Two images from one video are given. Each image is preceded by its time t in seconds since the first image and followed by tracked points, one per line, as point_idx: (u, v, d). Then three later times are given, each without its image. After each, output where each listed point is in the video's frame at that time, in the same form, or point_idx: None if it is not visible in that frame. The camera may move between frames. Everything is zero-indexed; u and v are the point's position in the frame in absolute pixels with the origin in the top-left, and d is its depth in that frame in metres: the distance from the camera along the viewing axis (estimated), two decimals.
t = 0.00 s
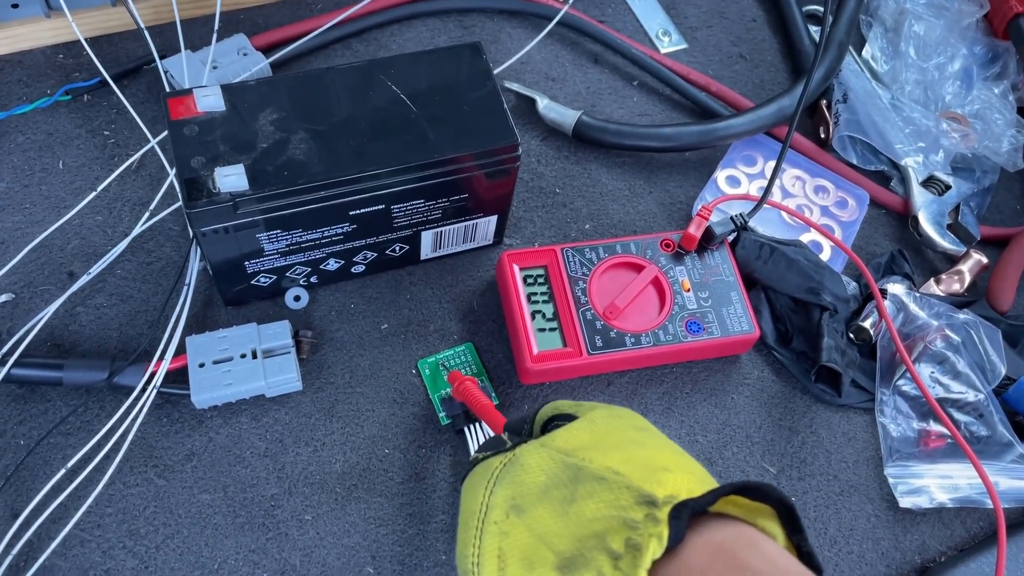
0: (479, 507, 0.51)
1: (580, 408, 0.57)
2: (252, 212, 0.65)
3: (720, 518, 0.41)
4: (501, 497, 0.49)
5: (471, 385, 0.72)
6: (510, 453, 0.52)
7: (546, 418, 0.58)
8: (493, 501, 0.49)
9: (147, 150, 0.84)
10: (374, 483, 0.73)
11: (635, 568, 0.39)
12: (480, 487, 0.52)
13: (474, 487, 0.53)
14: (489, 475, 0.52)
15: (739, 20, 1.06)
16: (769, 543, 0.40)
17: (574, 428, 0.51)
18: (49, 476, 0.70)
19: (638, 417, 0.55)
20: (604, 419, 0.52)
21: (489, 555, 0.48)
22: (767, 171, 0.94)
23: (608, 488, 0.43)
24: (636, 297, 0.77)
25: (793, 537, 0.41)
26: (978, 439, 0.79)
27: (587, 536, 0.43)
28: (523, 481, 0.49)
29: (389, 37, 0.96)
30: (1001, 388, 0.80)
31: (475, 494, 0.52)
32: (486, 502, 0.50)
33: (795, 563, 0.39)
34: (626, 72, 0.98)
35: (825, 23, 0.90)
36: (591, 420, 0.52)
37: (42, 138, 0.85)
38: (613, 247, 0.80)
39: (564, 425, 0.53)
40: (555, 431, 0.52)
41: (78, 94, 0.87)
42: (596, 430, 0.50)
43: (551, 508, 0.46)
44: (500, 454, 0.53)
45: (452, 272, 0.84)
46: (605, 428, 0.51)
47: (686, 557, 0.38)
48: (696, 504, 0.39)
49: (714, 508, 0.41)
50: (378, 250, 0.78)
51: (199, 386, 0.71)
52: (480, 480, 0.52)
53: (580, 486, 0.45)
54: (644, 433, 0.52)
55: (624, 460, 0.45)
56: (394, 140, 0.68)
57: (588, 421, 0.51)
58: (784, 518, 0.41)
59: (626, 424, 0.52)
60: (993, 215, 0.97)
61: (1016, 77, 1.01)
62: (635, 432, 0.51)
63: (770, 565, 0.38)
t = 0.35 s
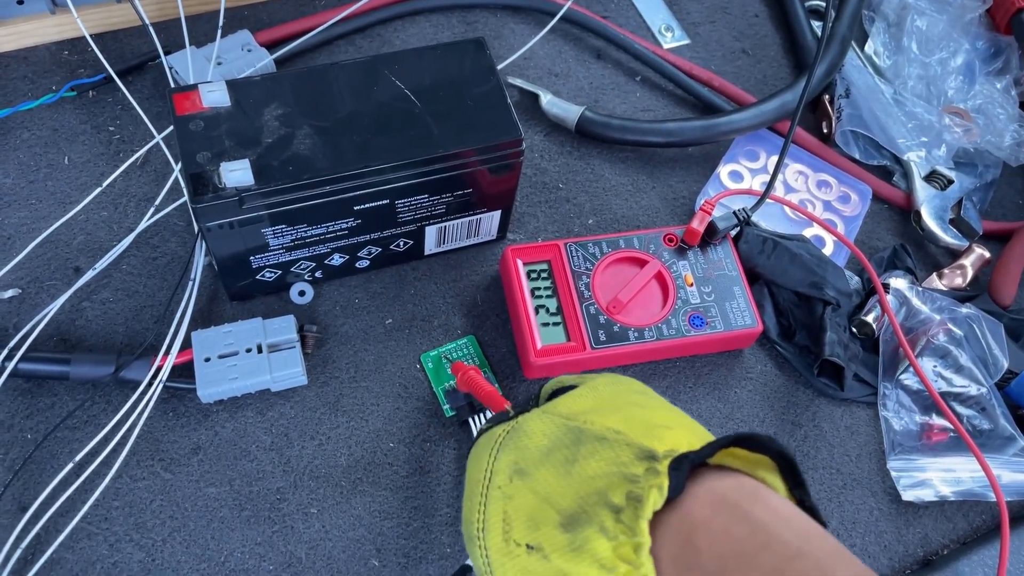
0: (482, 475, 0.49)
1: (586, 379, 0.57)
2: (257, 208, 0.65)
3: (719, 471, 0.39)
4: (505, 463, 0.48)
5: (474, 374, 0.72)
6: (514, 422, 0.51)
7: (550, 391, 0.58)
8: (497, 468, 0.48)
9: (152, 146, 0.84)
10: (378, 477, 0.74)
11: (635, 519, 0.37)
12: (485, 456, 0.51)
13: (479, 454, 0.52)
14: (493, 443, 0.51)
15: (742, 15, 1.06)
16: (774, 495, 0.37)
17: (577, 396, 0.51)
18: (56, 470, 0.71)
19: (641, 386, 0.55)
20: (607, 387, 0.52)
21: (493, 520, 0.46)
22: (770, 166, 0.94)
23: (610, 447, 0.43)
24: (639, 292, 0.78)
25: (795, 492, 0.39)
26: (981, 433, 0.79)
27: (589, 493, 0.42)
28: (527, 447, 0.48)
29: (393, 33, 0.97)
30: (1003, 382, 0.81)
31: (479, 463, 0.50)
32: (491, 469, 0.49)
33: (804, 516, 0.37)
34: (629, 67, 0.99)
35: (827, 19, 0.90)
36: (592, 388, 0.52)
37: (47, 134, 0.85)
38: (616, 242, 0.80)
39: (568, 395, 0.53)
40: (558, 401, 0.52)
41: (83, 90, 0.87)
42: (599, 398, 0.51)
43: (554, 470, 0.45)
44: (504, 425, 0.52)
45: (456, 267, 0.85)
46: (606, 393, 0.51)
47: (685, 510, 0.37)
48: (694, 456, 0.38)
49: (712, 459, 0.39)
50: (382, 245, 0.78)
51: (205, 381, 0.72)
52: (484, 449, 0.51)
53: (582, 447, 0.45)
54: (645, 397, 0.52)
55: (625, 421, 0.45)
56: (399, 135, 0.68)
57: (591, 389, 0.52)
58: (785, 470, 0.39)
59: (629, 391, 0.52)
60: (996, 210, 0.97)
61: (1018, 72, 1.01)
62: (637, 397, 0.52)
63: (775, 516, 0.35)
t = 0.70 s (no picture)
0: (470, 474, 0.45)
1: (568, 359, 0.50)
2: (260, 208, 0.65)
3: (728, 467, 0.38)
4: (495, 462, 0.44)
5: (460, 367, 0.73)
6: (499, 413, 0.46)
7: (531, 375, 0.51)
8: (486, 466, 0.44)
9: (155, 146, 0.84)
10: (381, 477, 0.74)
11: (643, 525, 0.37)
12: (469, 452, 0.46)
13: (464, 449, 0.46)
14: (479, 438, 0.46)
15: (744, 14, 1.06)
16: (784, 491, 0.37)
17: (565, 381, 0.46)
18: (59, 470, 0.71)
19: (628, 363, 0.49)
20: (596, 367, 0.47)
21: (487, 525, 0.43)
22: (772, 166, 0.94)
23: (609, 444, 0.41)
24: (640, 291, 0.78)
25: (800, 477, 0.39)
26: (983, 432, 0.79)
27: (591, 496, 0.40)
28: (518, 444, 0.44)
29: (395, 33, 0.97)
30: (1005, 381, 0.81)
31: (463, 460, 0.46)
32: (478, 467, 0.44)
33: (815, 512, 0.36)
34: (630, 67, 0.99)
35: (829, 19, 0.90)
36: (581, 368, 0.47)
37: (50, 135, 0.85)
38: (618, 242, 0.80)
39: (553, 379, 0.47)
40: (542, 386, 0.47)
41: (86, 90, 0.87)
42: (588, 383, 0.46)
43: (549, 468, 0.42)
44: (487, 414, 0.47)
45: (457, 267, 0.85)
46: (597, 375, 0.46)
47: (697, 511, 0.36)
48: (701, 454, 0.37)
49: (721, 455, 0.38)
50: (384, 245, 0.78)
51: (208, 381, 0.72)
52: (468, 445, 0.46)
53: (579, 444, 0.42)
54: (637, 376, 0.47)
55: (621, 412, 0.43)
56: (400, 135, 0.68)
57: (578, 372, 0.46)
58: (791, 458, 0.38)
59: (618, 371, 0.47)
60: (997, 209, 0.97)
61: (1020, 71, 1.01)
62: (627, 379, 0.47)
63: (788, 516, 0.35)
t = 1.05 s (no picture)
0: (469, 470, 0.45)
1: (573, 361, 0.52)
2: (262, 210, 0.65)
3: (724, 470, 0.39)
4: (495, 459, 0.44)
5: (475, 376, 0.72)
6: (501, 413, 0.47)
7: (538, 376, 0.53)
8: (486, 463, 0.44)
9: (157, 148, 0.85)
10: (382, 478, 0.74)
11: (636, 522, 0.38)
12: (470, 449, 0.46)
13: (466, 446, 0.47)
14: (480, 436, 0.46)
15: (745, 16, 1.06)
16: (780, 495, 0.37)
17: (569, 383, 0.48)
18: (62, 470, 0.71)
19: (632, 368, 0.52)
20: (600, 370, 0.49)
21: (483, 520, 0.42)
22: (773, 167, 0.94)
23: (607, 444, 0.42)
24: (641, 293, 0.78)
25: (797, 486, 0.39)
26: (983, 433, 0.79)
27: (587, 494, 0.41)
28: (518, 442, 0.45)
29: (396, 35, 0.97)
30: (1006, 383, 0.81)
31: (464, 457, 0.46)
32: (478, 464, 0.45)
33: (812, 516, 0.37)
34: (631, 69, 0.99)
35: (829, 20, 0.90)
36: (585, 371, 0.49)
37: (53, 136, 0.85)
38: (618, 243, 0.80)
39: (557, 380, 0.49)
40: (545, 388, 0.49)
41: (88, 92, 0.88)
42: (591, 386, 0.48)
43: (548, 466, 0.43)
44: (489, 414, 0.48)
45: (459, 268, 0.85)
46: (599, 380, 0.48)
47: (691, 511, 0.37)
48: (696, 457, 0.37)
49: (716, 459, 0.39)
50: (386, 246, 0.79)
51: (210, 382, 0.72)
52: (468, 442, 0.47)
53: (578, 443, 0.43)
54: (639, 382, 0.49)
55: (621, 415, 0.44)
56: (402, 137, 0.68)
57: (582, 374, 0.49)
58: (787, 464, 0.39)
59: (621, 375, 0.49)
60: (998, 211, 0.97)
61: (1021, 72, 1.01)
62: (631, 382, 0.49)
63: (782, 518, 0.36)
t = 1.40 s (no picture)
0: (478, 460, 0.45)
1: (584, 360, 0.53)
2: (264, 211, 0.66)
3: (732, 467, 0.39)
4: (505, 450, 0.45)
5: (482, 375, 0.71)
6: (512, 407, 0.47)
7: (549, 374, 0.54)
8: (495, 454, 0.45)
9: (159, 149, 0.85)
10: (384, 478, 0.74)
11: (645, 513, 0.38)
12: (479, 441, 0.47)
13: (476, 438, 0.47)
14: (490, 427, 0.47)
15: (746, 17, 1.06)
16: (786, 492, 0.38)
17: (580, 380, 0.48)
18: (64, 471, 0.71)
19: (641, 369, 0.52)
20: (610, 370, 0.50)
21: (490, 510, 0.43)
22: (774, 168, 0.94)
23: (617, 439, 0.42)
24: (643, 293, 0.78)
25: (804, 489, 0.40)
26: (984, 435, 0.79)
27: (595, 487, 0.41)
28: (528, 435, 0.45)
29: (398, 36, 0.97)
30: (1007, 384, 0.81)
31: (473, 449, 0.46)
32: (487, 455, 0.45)
33: (817, 511, 0.37)
34: (633, 70, 0.99)
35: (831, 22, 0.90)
36: (597, 372, 0.49)
37: (55, 137, 0.86)
38: (620, 244, 0.81)
39: (568, 378, 0.50)
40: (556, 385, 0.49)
41: (91, 93, 0.88)
42: (602, 384, 0.48)
43: (557, 459, 0.43)
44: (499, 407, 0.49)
45: (461, 270, 0.85)
46: (610, 379, 0.49)
47: (698, 505, 0.38)
48: (706, 452, 0.38)
49: (725, 456, 0.39)
50: (388, 247, 0.79)
51: (212, 382, 0.72)
52: (479, 434, 0.47)
53: (587, 437, 0.43)
54: (648, 383, 0.49)
55: (631, 412, 0.44)
56: (404, 138, 0.68)
57: (593, 372, 0.49)
58: (793, 465, 0.40)
59: (631, 374, 0.50)
60: (1000, 212, 0.97)
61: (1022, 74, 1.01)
62: (640, 382, 0.49)
63: (788, 514, 0.36)
